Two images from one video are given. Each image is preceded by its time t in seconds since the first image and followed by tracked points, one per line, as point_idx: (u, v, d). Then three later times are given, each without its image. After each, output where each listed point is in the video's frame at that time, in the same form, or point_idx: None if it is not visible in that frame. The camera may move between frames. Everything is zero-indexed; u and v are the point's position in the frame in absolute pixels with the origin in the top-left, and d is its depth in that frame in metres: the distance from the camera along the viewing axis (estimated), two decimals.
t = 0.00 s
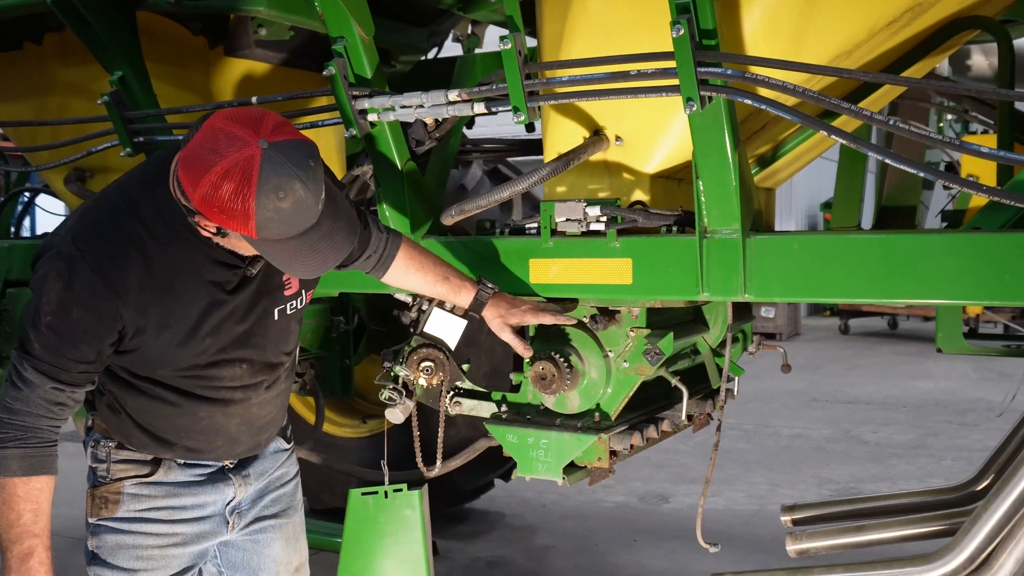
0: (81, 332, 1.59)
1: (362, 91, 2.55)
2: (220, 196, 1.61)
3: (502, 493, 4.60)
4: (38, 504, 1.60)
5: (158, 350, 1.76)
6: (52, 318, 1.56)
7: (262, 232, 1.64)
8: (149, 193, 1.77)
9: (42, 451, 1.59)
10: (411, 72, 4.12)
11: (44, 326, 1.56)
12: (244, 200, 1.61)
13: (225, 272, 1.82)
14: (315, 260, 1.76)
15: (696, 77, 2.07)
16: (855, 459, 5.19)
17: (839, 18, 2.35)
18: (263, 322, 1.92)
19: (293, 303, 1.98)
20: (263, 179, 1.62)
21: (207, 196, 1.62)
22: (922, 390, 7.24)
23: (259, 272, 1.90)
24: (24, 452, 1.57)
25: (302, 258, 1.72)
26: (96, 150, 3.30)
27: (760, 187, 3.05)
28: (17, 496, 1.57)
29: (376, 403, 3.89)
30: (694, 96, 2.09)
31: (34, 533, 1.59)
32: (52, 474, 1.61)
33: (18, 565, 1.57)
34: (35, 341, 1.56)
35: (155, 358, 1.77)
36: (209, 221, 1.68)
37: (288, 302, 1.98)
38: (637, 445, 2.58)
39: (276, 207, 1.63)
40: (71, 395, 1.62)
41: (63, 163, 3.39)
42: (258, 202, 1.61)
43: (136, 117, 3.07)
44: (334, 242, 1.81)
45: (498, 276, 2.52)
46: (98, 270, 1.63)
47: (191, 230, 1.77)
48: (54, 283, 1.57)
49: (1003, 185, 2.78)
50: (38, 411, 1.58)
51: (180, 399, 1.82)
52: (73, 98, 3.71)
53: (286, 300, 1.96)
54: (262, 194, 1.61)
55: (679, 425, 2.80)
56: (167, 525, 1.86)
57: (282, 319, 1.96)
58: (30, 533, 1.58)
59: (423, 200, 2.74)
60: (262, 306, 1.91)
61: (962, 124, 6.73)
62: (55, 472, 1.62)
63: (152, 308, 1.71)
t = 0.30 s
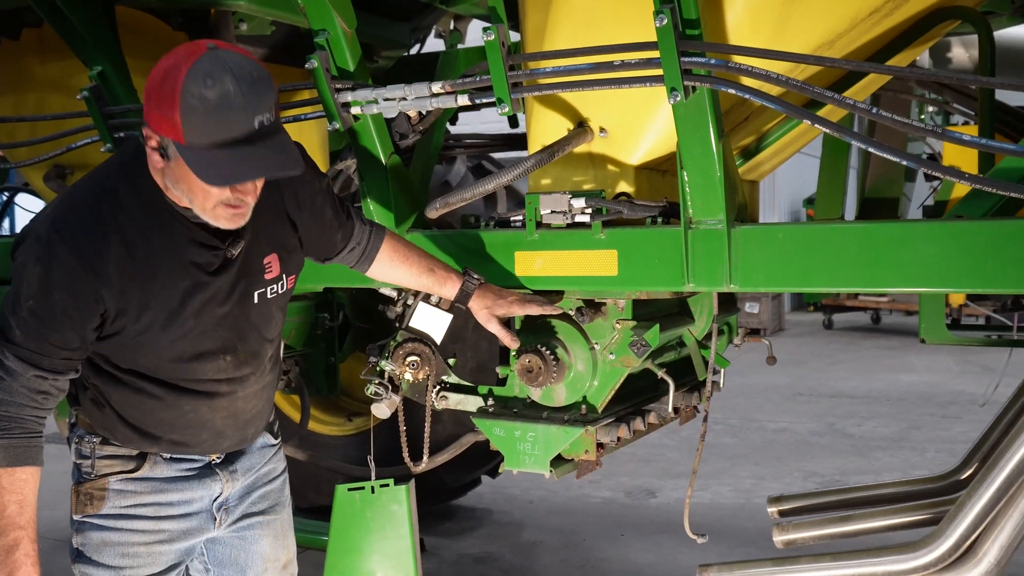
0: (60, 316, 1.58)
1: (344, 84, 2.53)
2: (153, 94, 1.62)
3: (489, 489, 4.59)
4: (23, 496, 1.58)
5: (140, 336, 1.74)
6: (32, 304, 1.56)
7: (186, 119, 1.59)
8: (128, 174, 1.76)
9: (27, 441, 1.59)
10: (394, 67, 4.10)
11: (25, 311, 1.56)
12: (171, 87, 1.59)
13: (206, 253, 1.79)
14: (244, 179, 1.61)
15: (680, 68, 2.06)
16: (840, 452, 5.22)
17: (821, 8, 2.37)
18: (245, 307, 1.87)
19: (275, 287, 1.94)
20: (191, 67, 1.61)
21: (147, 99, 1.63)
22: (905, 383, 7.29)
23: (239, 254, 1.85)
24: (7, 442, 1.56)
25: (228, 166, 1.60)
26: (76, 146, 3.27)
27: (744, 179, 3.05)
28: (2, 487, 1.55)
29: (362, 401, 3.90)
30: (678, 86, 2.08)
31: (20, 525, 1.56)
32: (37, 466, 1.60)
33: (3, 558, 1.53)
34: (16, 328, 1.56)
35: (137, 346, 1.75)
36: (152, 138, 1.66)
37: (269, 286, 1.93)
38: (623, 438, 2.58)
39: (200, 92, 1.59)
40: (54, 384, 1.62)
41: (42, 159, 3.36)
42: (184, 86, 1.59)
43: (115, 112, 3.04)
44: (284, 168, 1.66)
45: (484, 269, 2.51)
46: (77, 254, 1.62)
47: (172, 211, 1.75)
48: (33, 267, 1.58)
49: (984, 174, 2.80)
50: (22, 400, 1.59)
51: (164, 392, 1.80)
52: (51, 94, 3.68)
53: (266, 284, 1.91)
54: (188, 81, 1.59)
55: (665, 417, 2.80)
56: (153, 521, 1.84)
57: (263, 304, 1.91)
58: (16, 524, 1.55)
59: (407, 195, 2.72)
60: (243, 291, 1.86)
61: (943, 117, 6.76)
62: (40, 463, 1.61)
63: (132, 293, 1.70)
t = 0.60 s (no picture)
0: (44, 292, 1.59)
1: (335, 81, 2.53)
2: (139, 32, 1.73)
3: (481, 486, 4.59)
4: (18, 478, 1.54)
5: (125, 315, 1.75)
6: (17, 280, 1.57)
7: (168, 44, 1.69)
8: (111, 154, 1.78)
9: (20, 424, 1.56)
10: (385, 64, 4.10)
11: (9, 289, 1.57)
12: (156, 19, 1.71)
13: (188, 230, 1.82)
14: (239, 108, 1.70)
15: (670, 65, 2.07)
16: (831, 448, 5.24)
17: (810, 6, 2.38)
18: (229, 289, 1.87)
19: (258, 269, 1.94)
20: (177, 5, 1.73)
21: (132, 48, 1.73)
22: (895, 380, 7.32)
23: (222, 233, 1.88)
24: None
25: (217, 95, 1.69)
26: (65, 143, 3.26)
27: (734, 175, 3.06)
28: None
29: (354, 398, 3.85)
30: (669, 83, 2.09)
31: (18, 507, 1.52)
32: (30, 449, 1.57)
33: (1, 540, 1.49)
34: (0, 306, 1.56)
35: (123, 329, 1.75)
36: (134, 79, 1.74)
37: (252, 269, 1.93)
38: (615, 434, 2.60)
39: (185, 22, 1.71)
40: (41, 364, 1.60)
41: (31, 156, 3.34)
42: (172, 20, 1.71)
43: (105, 109, 3.04)
44: (267, 104, 1.75)
45: (475, 265, 2.51)
46: (60, 231, 1.64)
47: (153, 187, 1.79)
48: (16, 243, 1.60)
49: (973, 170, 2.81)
50: (11, 383, 1.56)
51: (151, 381, 1.80)
52: (40, 91, 3.66)
53: (249, 266, 1.92)
54: (175, 18, 1.71)
55: (657, 413, 2.81)
56: (146, 519, 1.83)
57: (246, 286, 1.91)
58: (13, 507, 1.51)
59: (399, 192, 2.72)
60: (226, 274, 1.87)
61: (932, 114, 6.77)
62: (33, 448, 1.58)
63: (116, 269, 1.72)
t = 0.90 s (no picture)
0: (37, 294, 1.58)
1: (331, 80, 2.52)
2: (173, 94, 1.62)
3: (478, 486, 4.60)
4: (6, 483, 1.55)
5: (119, 317, 1.74)
6: (11, 281, 1.56)
7: (218, 114, 1.63)
8: (106, 154, 1.77)
9: (9, 428, 1.57)
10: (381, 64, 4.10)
11: (2, 291, 1.56)
12: (196, 83, 1.62)
13: (183, 233, 1.80)
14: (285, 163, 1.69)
15: (667, 64, 2.07)
16: (827, 447, 5.24)
17: (806, 5, 2.38)
18: (224, 290, 1.87)
19: (252, 270, 1.94)
20: (209, 61, 1.63)
21: (159, 103, 1.63)
22: (890, 379, 7.33)
23: (217, 236, 1.87)
24: None
25: (265, 149, 1.66)
26: (61, 143, 3.25)
27: (731, 175, 3.06)
28: None
29: (350, 399, 3.83)
30: (665, 82, 2.09)
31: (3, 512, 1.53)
32: (19, 453, 1.57)
33: None
34: None
35: (117, 330, 1.75)
36: (167, 135, 1.65)
37: (247, 270, 1.93)
38: (612, 434, 2.59)
39: (228, 86, 1.63)
40: (33, 367, 1.61)
41: (26, 156, 3.34)
42: (209, 78, 1.62)
43: (101, 108, 3.03)
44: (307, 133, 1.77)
45: (471, 265, 2.51)
46: (54, 233, 1.63)
47: (149, 190, 1.77)
48: (9, 245, 1.58)
49: (968, 170, 2.82)
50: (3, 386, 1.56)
51: (145, 382, 1.80)
52: (36, 90, 3.66)
53: (244, 268, 1.91)
54: (211, 75, 1.63)
55: (653, 413, 2.82)
56: (141, 519, 1.83)
57: (241, 288, 1.91)
58: None
59: (395, 191, 2.72)
60: (221, 275, 1.86)
61: (928, 114, 6.78)
62: (22, 451, 1.59)
63: (110, 272, 1.71)
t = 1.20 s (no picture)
0: (36, 297, 1.58)
1: (330, 81, 2.53)
2: (176, 109, 1.62)
3: (477, 487, 4.60)
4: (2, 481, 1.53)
5: (119, 320, 1.74)
6: (9, 284, 1.55)
7: (220, 132, 1.63)
8: (106, 157, 1.77)
9: (5, 427, 1.56)
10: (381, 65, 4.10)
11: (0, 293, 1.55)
12: (200, 102, 1.62)
13: (183, 237, 1.80)
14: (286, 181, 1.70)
15: (665, 65, 2.07)
16: (825, 448, 5.25)
17: (805, 5, 2.38)
18: (223, 294, 1.87)
19: (252, 274, 1.94)
20: (215, 80, 1.63)
21: (162, 115, 1.63)
22: (888, 380, 7.33)
23: (218, 240, 1.87)
24: None
25: (267, 167, 1.67)
26: (60, 143, 3.25)
27: (730, 176, 3.06)
28: None
29: (349, 400, 3.84)
30: (664, 83, 2.09)
31: None
32: (14, 452, 1.56)
33: None
34: None
35: (116, 332, 1.75)
36: (168, 146, 1.66)
37: (247, 275, 1.93)
38: (611, 435, 2.59)
39: (232, 105, 1.63)
40: (29, 368, 1.60)
41: (25, 156, 3.33)
42: (213, 95, 1.62)
43: (100, 109, 3.03)
44: (308, 148, 1.78)
45: (470, 266, 2.51)
46: (53, 235, 1.62)
47: (149, 194, 1.77)
48: (7, 247, 1.57)
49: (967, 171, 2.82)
50: None
51: (143, 385, 1.80)
52: (35, 90, 3.66)
53: (245, 272, 1.92)
54: (215, 93, 1.62)
55: (653, 413, 2.82)
56: (137, 520, 1.83)
57: (241, 292, 1.91)
58: None
59: (394, 191, 2.72)
60: (220, 278, 1.86)
61: (927, 115, 6.78)
62: (17, 451, 1.58)
63: (109, 274, 1.70)
